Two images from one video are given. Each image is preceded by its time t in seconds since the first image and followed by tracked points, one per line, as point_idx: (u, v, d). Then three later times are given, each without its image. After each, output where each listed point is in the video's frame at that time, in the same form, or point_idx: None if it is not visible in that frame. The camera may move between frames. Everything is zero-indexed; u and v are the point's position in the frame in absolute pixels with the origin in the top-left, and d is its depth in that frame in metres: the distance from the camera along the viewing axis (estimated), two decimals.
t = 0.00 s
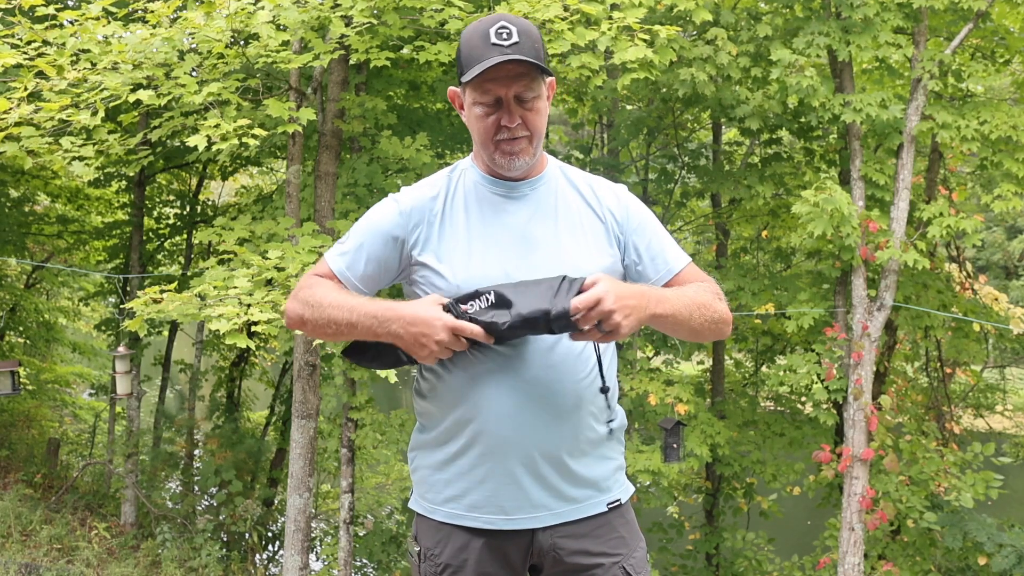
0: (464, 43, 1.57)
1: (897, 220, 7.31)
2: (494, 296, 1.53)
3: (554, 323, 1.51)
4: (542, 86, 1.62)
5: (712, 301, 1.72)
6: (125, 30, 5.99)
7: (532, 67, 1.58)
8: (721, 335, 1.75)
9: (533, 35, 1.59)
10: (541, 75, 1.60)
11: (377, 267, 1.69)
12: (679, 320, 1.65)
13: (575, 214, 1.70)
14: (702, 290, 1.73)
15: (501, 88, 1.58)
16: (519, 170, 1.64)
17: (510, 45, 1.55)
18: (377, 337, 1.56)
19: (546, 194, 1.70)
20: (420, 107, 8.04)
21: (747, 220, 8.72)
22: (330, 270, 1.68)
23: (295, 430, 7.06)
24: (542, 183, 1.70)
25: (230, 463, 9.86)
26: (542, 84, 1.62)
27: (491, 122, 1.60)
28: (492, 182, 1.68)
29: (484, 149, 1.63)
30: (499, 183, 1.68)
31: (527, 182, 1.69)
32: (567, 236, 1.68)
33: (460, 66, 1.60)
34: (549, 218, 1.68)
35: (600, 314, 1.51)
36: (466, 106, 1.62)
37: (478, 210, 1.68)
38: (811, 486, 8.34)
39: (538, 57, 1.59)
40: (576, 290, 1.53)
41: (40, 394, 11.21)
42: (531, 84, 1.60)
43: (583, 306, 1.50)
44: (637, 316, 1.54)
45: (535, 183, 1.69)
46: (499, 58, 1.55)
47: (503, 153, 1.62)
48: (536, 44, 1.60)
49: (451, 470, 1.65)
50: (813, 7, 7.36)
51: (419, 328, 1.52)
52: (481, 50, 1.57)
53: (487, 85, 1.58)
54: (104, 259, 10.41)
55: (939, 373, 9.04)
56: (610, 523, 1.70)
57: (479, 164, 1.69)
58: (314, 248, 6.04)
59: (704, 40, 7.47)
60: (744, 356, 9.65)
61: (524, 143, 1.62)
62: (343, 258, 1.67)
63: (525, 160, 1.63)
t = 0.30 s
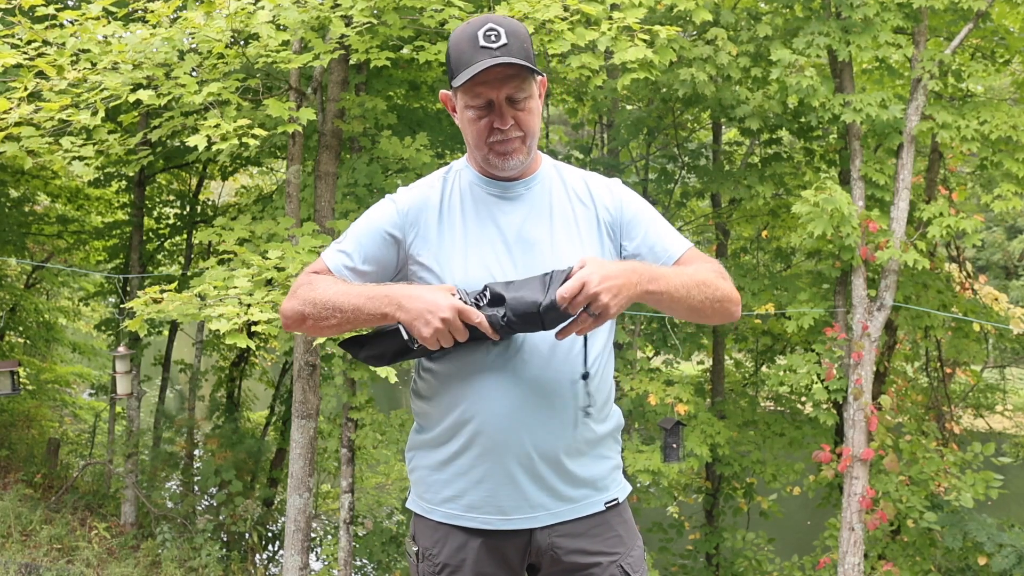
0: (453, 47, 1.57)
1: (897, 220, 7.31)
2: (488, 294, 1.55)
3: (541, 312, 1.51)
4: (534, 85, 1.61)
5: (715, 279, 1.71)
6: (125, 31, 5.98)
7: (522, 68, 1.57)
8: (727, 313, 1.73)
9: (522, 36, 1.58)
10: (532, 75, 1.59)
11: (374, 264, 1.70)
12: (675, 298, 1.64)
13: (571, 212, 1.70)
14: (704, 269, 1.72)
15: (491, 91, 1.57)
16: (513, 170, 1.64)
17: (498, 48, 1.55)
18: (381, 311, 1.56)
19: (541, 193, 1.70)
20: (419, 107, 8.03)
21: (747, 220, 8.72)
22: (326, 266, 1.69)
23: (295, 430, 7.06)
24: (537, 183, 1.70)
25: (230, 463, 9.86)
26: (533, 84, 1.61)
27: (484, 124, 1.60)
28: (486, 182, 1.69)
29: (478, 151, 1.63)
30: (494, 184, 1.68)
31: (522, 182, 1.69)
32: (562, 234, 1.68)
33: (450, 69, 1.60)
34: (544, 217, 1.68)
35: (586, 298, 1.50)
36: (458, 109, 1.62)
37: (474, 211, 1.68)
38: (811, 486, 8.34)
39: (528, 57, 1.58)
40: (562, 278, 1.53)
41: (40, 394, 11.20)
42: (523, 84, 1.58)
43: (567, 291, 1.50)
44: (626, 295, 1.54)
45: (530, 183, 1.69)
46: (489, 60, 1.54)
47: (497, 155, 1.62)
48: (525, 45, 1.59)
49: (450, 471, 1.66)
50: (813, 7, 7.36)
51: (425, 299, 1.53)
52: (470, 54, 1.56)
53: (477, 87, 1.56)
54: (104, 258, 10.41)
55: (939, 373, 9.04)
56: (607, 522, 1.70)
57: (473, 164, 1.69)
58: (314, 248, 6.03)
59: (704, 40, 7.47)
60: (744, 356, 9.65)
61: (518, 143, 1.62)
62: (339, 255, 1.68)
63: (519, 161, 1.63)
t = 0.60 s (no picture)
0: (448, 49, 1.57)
1: (897, 220, 7.31)
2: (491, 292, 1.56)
3: (545, 305, 1.51)
4: (530, 86, 1.61)
5: (718, 270, 1.71)
6: (125, 31, 5.98)
7: (518, 69, 1.57)
8: (731, 303, 1.74)
9: (516, 36, 1.59)
10: (528, 76, 1.59)
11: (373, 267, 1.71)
12: (679, 289, 1.64)
13: (567, 211, 1.70)
14: (706, 260, 1.72)
15: (489, 92, 1.56)
16: (510, 170, 1.64)
17: (494, 50, 1.55)
18: (384, 304, 1.55)
19: (538, 192, 1.70)
20: (419, 107, 8.03)
21: (747, 220, 8.71)
22: (327, 269, 1.69)
23: (295, 430, 7.05)
24: (533, 182, 1.69)
25: (230, 463, 9.86)
26: (528, 84, 1.61)
27: (482, 126, 1.60)
28: (483, 182, 1.68)
29: (475, 153, 1.63)
30: (490, 184, 1.68)
31: (518, 182, 1.68)
32: (559, 233, 1.68)
33: (445, 72, 1.60)
34: (540, 217, 1.68)
35: (589, 290, 1.50)
36: (454, 110, 1.61)
37: (471, 212, 1.68)
38: (811, 486, 8.34)
39: (523, 58, 1.58)
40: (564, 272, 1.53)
41: (40, 394, 11.21)
42: (519, 85, 1.58)
43: (570, 286, 1.49)
44: (630, 286, 1.53)
45: (526, 182, 1.69)
46: (485, 61, 1.54)
47: (494, 156, 1.62)
48: (520, 45, 1.59)
49: (447, 471, 1.66)
50: (813, 7, 7.36)
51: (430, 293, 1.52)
52: (466, 56, 1.56)
53: (474, 89, 1.56)
54: (104, 258, 10.41)
55: (939, 373, 9.05)
56: (605, 522, 1.70)
57: (469, 165, 1.69)
58: (313, 248, 6.04)
59: (704, 40, 7.47)
60: (744, 356, 9.65)
61: (515, 144, 1.62)
62: (339, 258, 1.69)
63: (516, 161, 1.64)
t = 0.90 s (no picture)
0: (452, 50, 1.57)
1: (897, 220, 7.31)
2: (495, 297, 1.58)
3: (546, 315, 1.54)
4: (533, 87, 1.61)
5: (723, 247, 1.70)
6: (125, 31, 5.98)
7: (522, 71, 1.56)
8: (739, 277, 1.72)
9: (520, 37, 1.59)
10: (531, 77, 1.59)
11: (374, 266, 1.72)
12: (680, 275, 1.64)
13: (568, 210, 1.70)
14: (711, 238, 1.71)
15: (493, 94, 1.56)
16: (514, 171, 1.65)
17: (498, 53, 1.55)
18: (387, 303, 1.57)
19: (538, 192, 1.69)
20: (420, 107, 8.03)
21: (748, 219, 8.48)
22: (327, 268, 1.70)
23: (295, 430, 7.05)
24: (533, 181, 1.69)
25: (230, 463, 9.86)
26: (531, 85, 1.61)
27: (486, 127, 1.60)
28: (483, 182, 1.68)
29: (478, 154, 1.63)
30: (491, 184, 1.67)
31: (518, 182, 1.68)
32: (560, 232, 1.68)
33: (447, 73, 1.60)
34: (541, 216, 1.68)
35: (586, 296, 1.52)
36: (457, 111, 1.61)
37: (472, 212, 1.68)
38: (810, 486, 8.35)
39: (527, 59, 1.58)
40: (562, 279, 1.55)
41: (40, 394, 11.21)
42: (522, 86, 1.58)
43: (569, 296, 1.51)
44: (626, 284, 1.56)
45: (527, 182, 1.68)
46: (490, 62, 1.55)
47: (498, 156, 1.62)
48: (524, 46, 1.60)
49: (446, 471, 1.67)
50: (813, 7, 7.36)
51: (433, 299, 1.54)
52: (470, 57, 1.56)
53: (478, 90, 1.55)
54: (104, 258, 10.40)
55: (939, 373, 9.05)
56: (604, 522, 1.70)
57: (469, 165, 1.69)
58: (313, 248, 6.04)
59: (704, 40, 7.47)
60: (744, 356, 9.66)
61: (518, 145, 1.62)
62: (339, 257, 1.71)
63: (520, 162, 1.64)
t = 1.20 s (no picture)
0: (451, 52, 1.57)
1: (897, 220, 7.32)
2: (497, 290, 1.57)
3: (550, 304, 1.53)
4: (532, 95, 1.60)
5: (722, 247, 1.70)
6: (125, 31, 5.98)
7: (519, 81, 1.55)
8: (738, 276, 1.72)
9: (522, 41, 1.57)
10: (530, 88, 1.57)
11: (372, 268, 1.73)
12: (679, 275, 1.64)
13: (569, 210, 1.70)
14: (710, 238, 1.71)
15: (488, 100, 1.55)
16: (511, 175, 1.65)
17: (496, 60, 1.54)
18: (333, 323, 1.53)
19: (539, 191, 1.69)
20: (420, 107, 8.03)
21: (747, 220, 8.57)
22: (327, 268, 1.72)
23: (295, 430, 7.05)
24: (535, 181, 1.69)
25: (230, 463, 9.86)
26: (531, 91, 1.59)
27: (480, 131, 1.60)
28: (484, 182, 1.67)
29: (474, 156, 1.63)
30: (491, 183, 1.67)
31: (520, 182, 1.68)
32: (561, 231, 1.68)
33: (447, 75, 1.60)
34: (543, 215, 1.68)
35: (588, 289, 1.52)
36: (455, 112, 1.61)
37: (473, 212, 1.68)
38: (811, 486, 8.35)
39: (526, 65, 1.57)
40: (564, 270, 1.55)
41: (40, 394, 11.20)
42: (519, 94, 1.56)
43: (572, 284, 1.51)
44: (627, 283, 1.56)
45: (529, 182, 1.69)
46: (486, 68, 1.54)
47: (495, 158, 1.62)
48: (525, 51, 1.58)
49: (447, 471, 1.68)
50: (813, 7, 7.35)
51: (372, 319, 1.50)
52: (467, 61, 1.56)
53: (474, 95, 1.55)
54: (104, 258, 10.40)
55: (939, 373, 9.05)
56: (605, 523, 1.70)
57: (470, 165, 1.68)
58: (313, 248, 6.04)
59: (704, 40, 7.48)
60: (744, 356, 9.66)
61: (514, 150, 1.62)
62: (339, 255, 1.72)
63: (518, 164, 1.64)
